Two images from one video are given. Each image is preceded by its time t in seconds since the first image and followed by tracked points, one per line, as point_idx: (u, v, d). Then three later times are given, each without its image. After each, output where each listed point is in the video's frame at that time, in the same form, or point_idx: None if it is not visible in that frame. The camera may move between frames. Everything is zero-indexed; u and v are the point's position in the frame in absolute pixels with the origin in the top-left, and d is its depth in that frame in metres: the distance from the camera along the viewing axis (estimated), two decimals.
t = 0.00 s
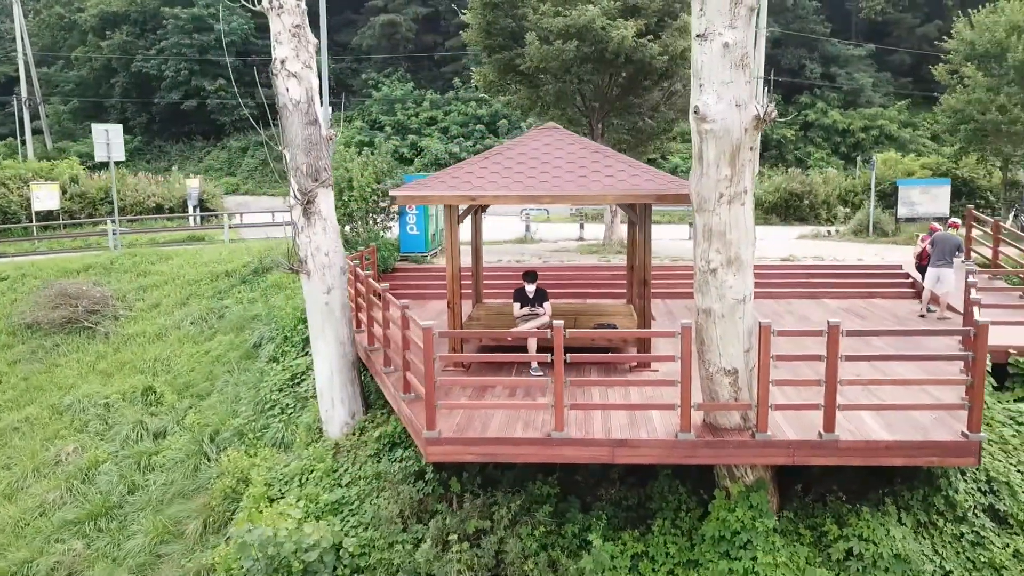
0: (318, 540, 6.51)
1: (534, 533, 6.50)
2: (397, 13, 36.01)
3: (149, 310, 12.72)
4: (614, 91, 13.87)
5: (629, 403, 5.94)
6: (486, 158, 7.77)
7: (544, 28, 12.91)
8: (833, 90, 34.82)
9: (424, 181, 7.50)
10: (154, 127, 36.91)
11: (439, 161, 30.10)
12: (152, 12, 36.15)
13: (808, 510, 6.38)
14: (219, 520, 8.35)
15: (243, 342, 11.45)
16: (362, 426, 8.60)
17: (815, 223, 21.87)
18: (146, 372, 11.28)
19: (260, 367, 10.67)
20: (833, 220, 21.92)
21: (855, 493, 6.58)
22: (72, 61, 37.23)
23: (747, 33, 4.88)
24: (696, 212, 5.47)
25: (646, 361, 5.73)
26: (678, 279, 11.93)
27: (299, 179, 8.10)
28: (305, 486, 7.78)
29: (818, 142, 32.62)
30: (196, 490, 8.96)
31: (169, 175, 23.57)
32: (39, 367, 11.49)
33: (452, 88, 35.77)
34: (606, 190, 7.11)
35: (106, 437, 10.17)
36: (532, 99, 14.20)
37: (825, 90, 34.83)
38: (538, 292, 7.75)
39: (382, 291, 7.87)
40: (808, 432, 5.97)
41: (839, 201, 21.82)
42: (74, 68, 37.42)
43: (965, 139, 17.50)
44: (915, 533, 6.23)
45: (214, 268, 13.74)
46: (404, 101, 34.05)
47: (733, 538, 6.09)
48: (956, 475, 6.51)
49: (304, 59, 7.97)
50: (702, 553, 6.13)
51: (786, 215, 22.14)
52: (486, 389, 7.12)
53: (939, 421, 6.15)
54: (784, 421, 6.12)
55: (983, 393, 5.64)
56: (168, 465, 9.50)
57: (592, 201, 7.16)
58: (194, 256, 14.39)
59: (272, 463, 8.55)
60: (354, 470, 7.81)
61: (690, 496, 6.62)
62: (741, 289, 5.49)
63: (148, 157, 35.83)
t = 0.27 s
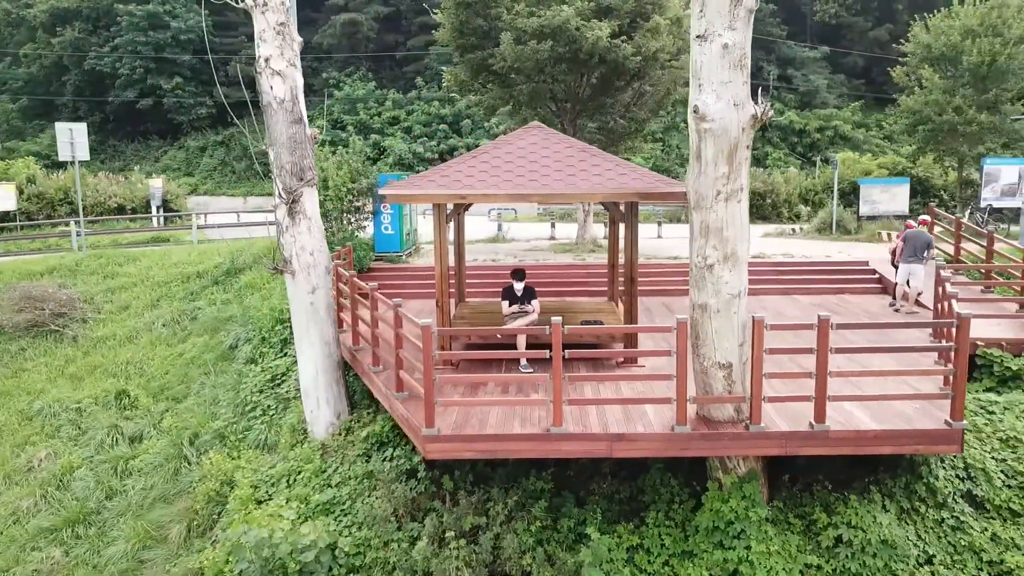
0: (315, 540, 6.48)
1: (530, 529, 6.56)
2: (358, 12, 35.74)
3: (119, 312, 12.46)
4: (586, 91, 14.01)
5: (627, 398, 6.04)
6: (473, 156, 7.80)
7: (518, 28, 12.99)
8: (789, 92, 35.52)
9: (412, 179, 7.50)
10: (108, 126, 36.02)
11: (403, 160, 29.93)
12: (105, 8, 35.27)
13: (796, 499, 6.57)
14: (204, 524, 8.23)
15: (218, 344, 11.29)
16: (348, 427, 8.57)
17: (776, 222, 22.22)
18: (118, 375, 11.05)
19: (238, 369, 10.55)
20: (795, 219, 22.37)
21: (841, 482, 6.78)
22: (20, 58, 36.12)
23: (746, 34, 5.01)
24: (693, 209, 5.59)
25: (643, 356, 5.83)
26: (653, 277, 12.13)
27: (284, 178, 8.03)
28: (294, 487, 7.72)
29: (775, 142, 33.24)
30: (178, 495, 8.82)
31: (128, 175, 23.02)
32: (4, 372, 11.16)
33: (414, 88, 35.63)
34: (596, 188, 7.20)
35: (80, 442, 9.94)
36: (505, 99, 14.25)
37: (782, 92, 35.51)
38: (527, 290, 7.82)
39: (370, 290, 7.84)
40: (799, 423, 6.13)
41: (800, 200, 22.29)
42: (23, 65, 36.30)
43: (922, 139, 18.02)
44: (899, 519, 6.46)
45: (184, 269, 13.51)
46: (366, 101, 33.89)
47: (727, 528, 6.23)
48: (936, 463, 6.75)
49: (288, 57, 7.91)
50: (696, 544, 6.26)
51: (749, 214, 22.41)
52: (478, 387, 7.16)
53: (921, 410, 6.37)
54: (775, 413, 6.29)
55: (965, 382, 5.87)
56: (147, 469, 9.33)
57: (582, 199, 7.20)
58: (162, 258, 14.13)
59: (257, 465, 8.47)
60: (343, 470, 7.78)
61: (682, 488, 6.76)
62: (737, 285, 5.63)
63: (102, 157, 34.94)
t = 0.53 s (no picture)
0: (310, 541, 6.44)
1: (526, 524, 6.61)
2: (321, 11, 35.38)
3: (89, 315, 12.20)
4: (560, 91, 14.11)
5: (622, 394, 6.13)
6: (461, 155, 7.83)
7: (493, 28, 13.02)
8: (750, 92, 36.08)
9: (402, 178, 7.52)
10: (64, 125, 35.12)
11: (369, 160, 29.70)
12: (59, 4, 34.39)
13: (785, 490, 6.72)
14: (189, 528, 8.11)
15: (195, 346, 11.13)
16: (335, 427, 8.53)
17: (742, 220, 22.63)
18: (91, 379, 10.83)
19: (216, 371, 10.42)
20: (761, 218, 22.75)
21: (826, 473, 6.95)
22: None
23: (742, 36, 5.13)
24: (688, 207, 5.70)
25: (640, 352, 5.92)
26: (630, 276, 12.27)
27: (268, 177, 7.97)
28: (283, 489, 7.66)
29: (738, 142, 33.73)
30: (160, 499, 8.69)
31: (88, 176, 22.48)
32: None
33: (379, 87, 35.41)
34: (584, 188, 7.29)
35: (54, 448, 9.73)
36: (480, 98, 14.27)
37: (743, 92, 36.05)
38: (515, 288, 7.88)
39: (358, 289, 7.84)
40: (789, 415, 6.29)
41: (765, 199, 22.69)
42: None
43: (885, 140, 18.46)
44: (884, 508, 6.66)
45: (156, 271, 13.29)
46: (330, 100, 33.58)
47: (720, 520, 6.36)
48: (916, 453, 6.97)
49: (273, 56, 7.85)
50: (690, 536, 6.38)
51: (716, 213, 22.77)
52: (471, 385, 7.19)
53: (904, 402, 6.57)
54: (765, 407, 6.43)
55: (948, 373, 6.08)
56: (126, 474, 9.17)
57: (571, 198, 7.31)
58: (132, 259, 13.87)
59: (242, 467, 8.38)
60: (333, 471, 7.74)
61: (673, 482, 6.87)
62: (731, 281, 5.75)
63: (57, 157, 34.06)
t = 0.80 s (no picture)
0: (309, 541, 6.41)
1: (524, 521, 6.66)
2: (287, 9, 34.98)
3: (62, 318, 11.95)
4: (537, 91, 14.19)
5: (621, 389, 6.21)
6: (451, 154, 7.85)
7: (472, 28, 13.04)
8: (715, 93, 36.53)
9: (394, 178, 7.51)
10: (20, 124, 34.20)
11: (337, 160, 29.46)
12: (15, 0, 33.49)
13: (776, 483, 6.87)
14: (176, 532, 8.00)
15: (173, 349, 10.97)
16: (324, 428, 8.49)
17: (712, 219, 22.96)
18: (66, 384, 10.60)
19: (197, 373, 10.29)
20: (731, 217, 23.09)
21: (814, 465, 7.12)
22: None
23: (741, 37, 5.23)
24: (686, 204, 5.79)
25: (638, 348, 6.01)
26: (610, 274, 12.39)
27: (256, 176, 7.90)
28: (274, 490, 7.60)
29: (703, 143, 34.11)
30: (144, 504, 8.56)
31: (49, 176, 21.92)
32: None
33: (346, 87, 35.14)
34: (575, 186, 7.37)
35: (31, 453, 9.52)
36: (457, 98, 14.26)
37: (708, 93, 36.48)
38: (507, 287, 7.94)
39: (350, 289, 7.82)
40: (782, 409, 6.42)
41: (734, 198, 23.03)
42: None
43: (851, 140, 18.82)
44: (872, 498, 6.84)
45: (129, 272, 13.07)
46: (297, 100, 33.24)
47: (716, 513, 6.47)
48: (901, 444, 7.16)
49: (261, 54, 7.78)
50: (686, 529, 6.49)
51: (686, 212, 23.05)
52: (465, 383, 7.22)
53: (891, 394, 6.76)
54: (758, 401, 6.56)
55: (934, 366, 6.27)
56: (108, 479, 9.02)
57: (563, 196, 7.39)
58: (104, 261, 13.62)
59: (230, 470, 8.30)
60: (325, 471, 7.71)
61: (668, 476, 6.98)
62: (728, 278, 5.86)
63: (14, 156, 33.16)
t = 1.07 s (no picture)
0: (311, 541, 6.37)
1: (525, 517, 6.70)
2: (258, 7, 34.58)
3: (39, 320, 11.72)
4: (520, 91, 14.23)
5: (622, 385, 6.27)
6: (446, 152, 7.86)
7: (456, 28, 13.05)
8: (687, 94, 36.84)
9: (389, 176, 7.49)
10: None
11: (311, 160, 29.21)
12: None
13: (771, 476, 6.99)
14: (168, 535, 7.90)
15: (157, 350, 10.81)
16: (317, 428, 8.44)
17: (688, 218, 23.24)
18: (47, 387, 10.41)
19: (183, 374, 10.17)
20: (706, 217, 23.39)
21: (807, 459, 7.25)
22: None
23: (744, 37, 5.31)
24: (688, 202, 5.88)
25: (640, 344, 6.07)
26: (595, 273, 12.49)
27: (248, 175, 7.84)
28: (269, 491, 7.55)
29: (676, 143, 34.38)
30: (134, 507, 8.44)
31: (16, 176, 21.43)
32: None
33: (318, 86, 34.86)
34: (570, 184, 7.43)
35: (13, 458, 9.34)
36: (440, 98, 14.24)
37: (680, 94, 36.78)
38: (501, 285, 7.96)
39: (344, 289, 7.78)
40: (779, 403, 6.54)
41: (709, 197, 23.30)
42: None
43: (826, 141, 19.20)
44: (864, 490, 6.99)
45: (108, 273, 12.87)
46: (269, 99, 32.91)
47: (715, 506, 6.56)
48: (891, 436, 7.33)
49: (253, 52, 7.72)
50: (686, 523, 6.58)
51: (661, 211, 23.28)
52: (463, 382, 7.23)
53: (882, 388, 6.91)
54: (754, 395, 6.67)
55: (926, 360, 6.43)
56: (94, 483, 8.88)
57: (559, 195, 7.43)
58: (81, 262, 13.39)
59: (222, 471, 8.22)
60: (321, 471, 7.67)
61: (665, 471, 7.06)
62: (728, 274, 5.95)
63: None
